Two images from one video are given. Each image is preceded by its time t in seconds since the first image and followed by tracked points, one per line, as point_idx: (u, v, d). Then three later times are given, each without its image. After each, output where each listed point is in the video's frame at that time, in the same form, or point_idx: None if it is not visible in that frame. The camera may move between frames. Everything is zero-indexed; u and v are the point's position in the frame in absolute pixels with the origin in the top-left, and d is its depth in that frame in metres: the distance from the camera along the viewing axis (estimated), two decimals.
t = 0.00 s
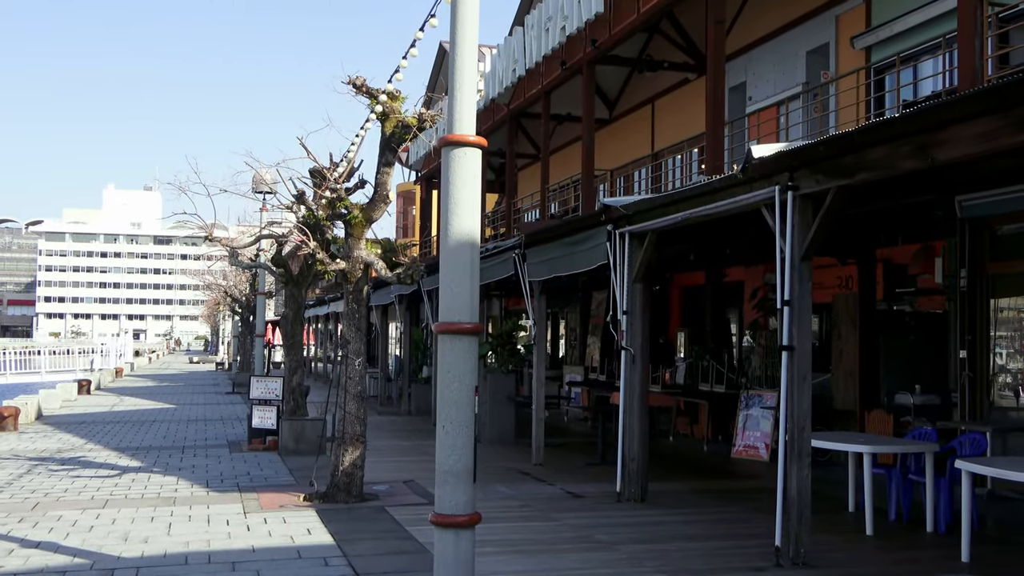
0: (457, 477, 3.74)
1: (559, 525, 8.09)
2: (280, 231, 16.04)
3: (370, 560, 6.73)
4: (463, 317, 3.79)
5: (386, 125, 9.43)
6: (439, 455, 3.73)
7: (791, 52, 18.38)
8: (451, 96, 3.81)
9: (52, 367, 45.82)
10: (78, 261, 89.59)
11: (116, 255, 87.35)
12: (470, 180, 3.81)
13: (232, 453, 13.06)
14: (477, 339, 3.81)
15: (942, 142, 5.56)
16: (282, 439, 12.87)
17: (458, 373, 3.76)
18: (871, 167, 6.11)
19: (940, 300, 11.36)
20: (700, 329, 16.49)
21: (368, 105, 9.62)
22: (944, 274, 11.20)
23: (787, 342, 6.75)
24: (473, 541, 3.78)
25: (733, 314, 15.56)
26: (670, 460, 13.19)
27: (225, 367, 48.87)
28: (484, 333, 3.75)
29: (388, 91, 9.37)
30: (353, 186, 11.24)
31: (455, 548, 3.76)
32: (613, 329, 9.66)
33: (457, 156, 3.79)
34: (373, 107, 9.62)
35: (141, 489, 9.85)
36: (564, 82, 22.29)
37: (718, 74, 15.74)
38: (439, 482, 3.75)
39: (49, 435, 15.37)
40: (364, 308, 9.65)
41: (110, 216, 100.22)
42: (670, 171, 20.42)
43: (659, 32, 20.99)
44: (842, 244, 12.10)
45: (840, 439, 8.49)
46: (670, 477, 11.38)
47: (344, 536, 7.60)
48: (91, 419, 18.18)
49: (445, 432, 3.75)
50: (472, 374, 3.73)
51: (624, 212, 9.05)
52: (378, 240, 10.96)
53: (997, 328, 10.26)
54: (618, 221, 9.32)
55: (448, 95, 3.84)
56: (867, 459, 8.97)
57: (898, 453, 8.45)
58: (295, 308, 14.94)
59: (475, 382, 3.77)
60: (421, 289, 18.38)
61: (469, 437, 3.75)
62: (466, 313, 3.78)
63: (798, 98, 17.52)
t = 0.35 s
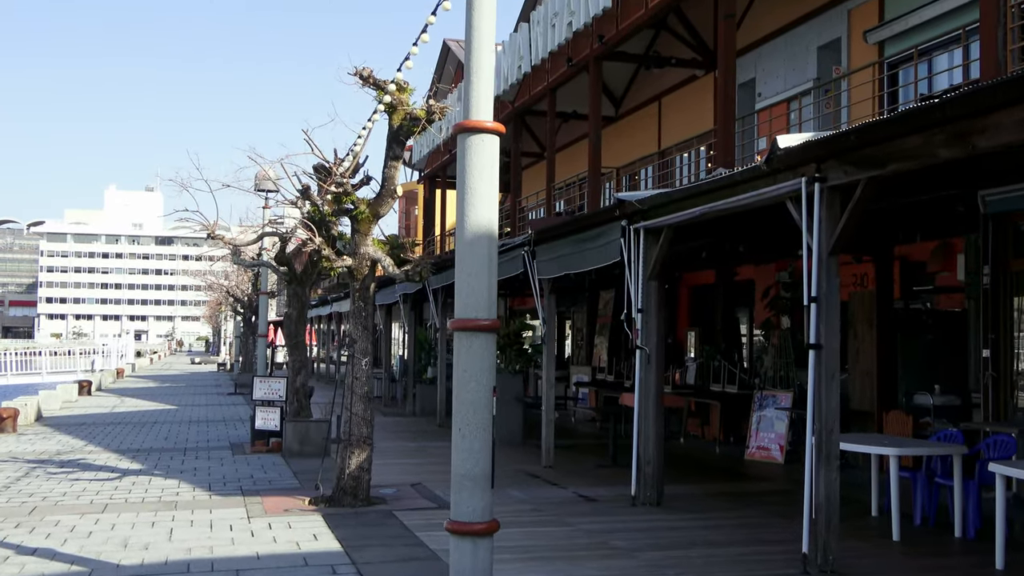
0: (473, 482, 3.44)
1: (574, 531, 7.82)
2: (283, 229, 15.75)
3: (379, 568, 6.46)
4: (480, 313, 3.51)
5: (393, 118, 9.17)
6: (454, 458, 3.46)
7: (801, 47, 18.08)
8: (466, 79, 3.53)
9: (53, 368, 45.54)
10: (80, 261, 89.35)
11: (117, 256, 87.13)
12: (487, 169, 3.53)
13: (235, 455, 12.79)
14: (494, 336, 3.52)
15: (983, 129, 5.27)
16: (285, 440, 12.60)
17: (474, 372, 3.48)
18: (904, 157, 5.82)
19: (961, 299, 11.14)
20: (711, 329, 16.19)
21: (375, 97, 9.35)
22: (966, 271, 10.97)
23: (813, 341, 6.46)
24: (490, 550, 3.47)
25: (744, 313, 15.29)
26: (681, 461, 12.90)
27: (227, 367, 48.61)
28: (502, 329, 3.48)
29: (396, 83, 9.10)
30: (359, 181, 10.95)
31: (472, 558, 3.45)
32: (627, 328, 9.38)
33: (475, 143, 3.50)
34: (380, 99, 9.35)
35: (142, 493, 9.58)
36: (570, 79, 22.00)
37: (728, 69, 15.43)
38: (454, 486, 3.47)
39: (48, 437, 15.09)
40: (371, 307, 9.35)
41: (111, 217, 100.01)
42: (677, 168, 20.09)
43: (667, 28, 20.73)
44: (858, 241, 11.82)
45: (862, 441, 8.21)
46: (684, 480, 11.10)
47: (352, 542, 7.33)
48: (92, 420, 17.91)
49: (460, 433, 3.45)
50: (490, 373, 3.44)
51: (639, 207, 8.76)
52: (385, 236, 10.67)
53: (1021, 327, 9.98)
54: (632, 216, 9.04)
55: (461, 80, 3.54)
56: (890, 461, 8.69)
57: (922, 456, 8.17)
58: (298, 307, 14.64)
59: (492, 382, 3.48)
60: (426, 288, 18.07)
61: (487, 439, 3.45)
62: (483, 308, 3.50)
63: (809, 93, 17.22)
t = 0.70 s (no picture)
0: (495, 496, 3.09)
1: (591, 541, 7.52)
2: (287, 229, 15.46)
3: None
4: (502, 317, 3.11)
5: (403, 113, 8.88)
6: (474, 471, 3.12)
7: (814, 44, 17.78)
8: (488, 60, 3.14)
9: (54, 369, 45.24)
10: (82, 262, 89.10)
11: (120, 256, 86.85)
12: (510, 162, 3.12)
13: (238, 460, 12.49)
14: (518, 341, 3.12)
15: None
16: (290, 444, 12.32)
17: (496, 378, 3.12)
18: (947, 151, 5.53)
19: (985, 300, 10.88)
20: (724, 329, 15.91)
21: (384, 92, 9.06)
22: (993, 271, 10.70)
23: (847, 344, 6.17)
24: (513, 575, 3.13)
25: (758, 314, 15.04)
26: (695, 466, 12.59)
27: (230, 368, 48.35)
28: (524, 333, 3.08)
29: (405, 77, 8.81)
30: (367, 179, 10.66)
31: None
32: (644, 330, 9.08)
33: (496, 132, 3.10)
34: (388, 94, 9.06)
35: (144, 500, 9.28)
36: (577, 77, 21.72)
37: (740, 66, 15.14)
38: (473, 500, 3.12)
39: (48, 440, 14.80)
40: (379, 309, 9.06)
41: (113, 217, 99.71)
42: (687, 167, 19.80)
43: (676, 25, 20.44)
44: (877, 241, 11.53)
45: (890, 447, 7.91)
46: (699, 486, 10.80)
47: (362, 554, 7.03)
48: (93, 423, 17.61)
49: (481, 444, 3.11)
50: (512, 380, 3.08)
51: (658, 205, 8.48)
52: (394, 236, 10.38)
53: None
54: (650, 214, 8.75)
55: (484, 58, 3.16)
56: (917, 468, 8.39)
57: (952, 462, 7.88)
58: (303, 308, 14.34)
59: (516, 388, 3.13)
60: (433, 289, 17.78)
61: (511, 450, 3.10)
62: (506, 311, 3.09)
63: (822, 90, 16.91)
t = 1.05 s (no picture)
0: (516, 504, 2.84)
1: (608, 548, 7.23)
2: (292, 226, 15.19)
3: None
4: (523, 312, 2.87)
5: (412, 105, 8.62)
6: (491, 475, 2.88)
7: (827, 38, 17.46)
8: (506, 41, 2.97)
9: (58, 370, 45.05)
10: (86, 263, 88.98)
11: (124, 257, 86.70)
12: (528, 149, 2.92)
13: (242, 463, 12.22)
14: (539, 338, 2.87)
15: None
16: (296, 446, 12.05)
17: (515, 378, 2.86)
18: (989, 138, 5.23)
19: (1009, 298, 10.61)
20: (738, 329, 15.64)
21: (392, 84, 8.80)
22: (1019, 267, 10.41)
23: (878, 342, 5.89)
24: None
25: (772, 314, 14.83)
26: (709, 468, 12.30)
27: (234, 369, 48.13)
28: (547, 332, 2.83)
29: (415, 68, 8.55)
30: (375, 174, 10.39)
31: None
32: (660, 328, 8.80)
33: (516, 116, 2.89)
34: (396, 86, 8.81)
35: (146, 504, 9.02)
36: (584, 73, 21.45)
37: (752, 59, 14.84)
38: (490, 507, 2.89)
39: (49, 443, 14.55)
40: (388, 307, 8.79)
41: (117, 218, 99.54)
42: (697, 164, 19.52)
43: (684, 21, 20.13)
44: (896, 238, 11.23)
45: (918, 449, 7.62)
46: (715, 489, 10.53)
47: (371, 561, 6.76)
48: (95, 425, 17.38)
49: (500, 447, 2.85)
50: (533, 381, 2.81)
51: (675, 199, 8.20)
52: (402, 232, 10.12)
53: None
54: (667, 209, 8.47)
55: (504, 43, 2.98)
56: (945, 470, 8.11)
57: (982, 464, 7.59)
58: (308, 307, 14.08)
59: (537, 389, 2.86)
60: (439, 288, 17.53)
61: (533, 455, 2.84)
62: (526, 307, 2.86)
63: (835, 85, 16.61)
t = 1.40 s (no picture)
0: (543, 519, 2.87)
1: (628, 559, 6.93)
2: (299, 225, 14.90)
3: None
4: (549, 313, 2.89)
5: (424, 99, 8.34)
6: (517, 488, 2.88)
7: (843, 34, 17.11)
8: (530, 29, 2.98)
9: (62, 370, 44.84)
10: (91, 262, 88.83)
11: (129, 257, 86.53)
12: (556, 137, 2.93)
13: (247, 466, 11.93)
14: (565, 339, 2.90)
15: None
16: (302, 449, 11.76)
17: (543, 385, 2.87)
18: None
19: None
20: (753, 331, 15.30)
21: (403, 76, 8.51)
22: None
23: (919, 345, 5.59)
24: None
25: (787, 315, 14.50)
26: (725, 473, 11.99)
27: (239, 369, 47.87)
28: (574, 332, 2.86)
29: (427, 59, 8.26)
30: (384, 170, 10.10)
31: None
32: (680, 329, 8.50)
33: (544, 103, 2.90)
34: (407, 79, 8.52)
35: (147, 510, 8.74)
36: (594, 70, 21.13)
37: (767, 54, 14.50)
38: (517, 522, 2.90)
39: (51, 445, 14.28)
40: (398, 307, 8.48)
41: (123, 217, 99.36)
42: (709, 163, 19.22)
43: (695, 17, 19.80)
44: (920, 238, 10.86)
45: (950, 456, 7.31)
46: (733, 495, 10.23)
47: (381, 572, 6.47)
48: (98, 426, 17.11)
49: (525, 460, 2.87)
50: (562, 386, 2.83)
51: (698, 195, 7.90)
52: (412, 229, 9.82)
53: None
54: (688, 206, 8.15)
55: (528, 32, 3.00)
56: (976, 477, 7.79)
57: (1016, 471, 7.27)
58: (315, 307, 13.79)
59: (565, 395, 2.88)
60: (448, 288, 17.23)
61: (560, 468, 2.86)
62: (553, 307, 2.88)
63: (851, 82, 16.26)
